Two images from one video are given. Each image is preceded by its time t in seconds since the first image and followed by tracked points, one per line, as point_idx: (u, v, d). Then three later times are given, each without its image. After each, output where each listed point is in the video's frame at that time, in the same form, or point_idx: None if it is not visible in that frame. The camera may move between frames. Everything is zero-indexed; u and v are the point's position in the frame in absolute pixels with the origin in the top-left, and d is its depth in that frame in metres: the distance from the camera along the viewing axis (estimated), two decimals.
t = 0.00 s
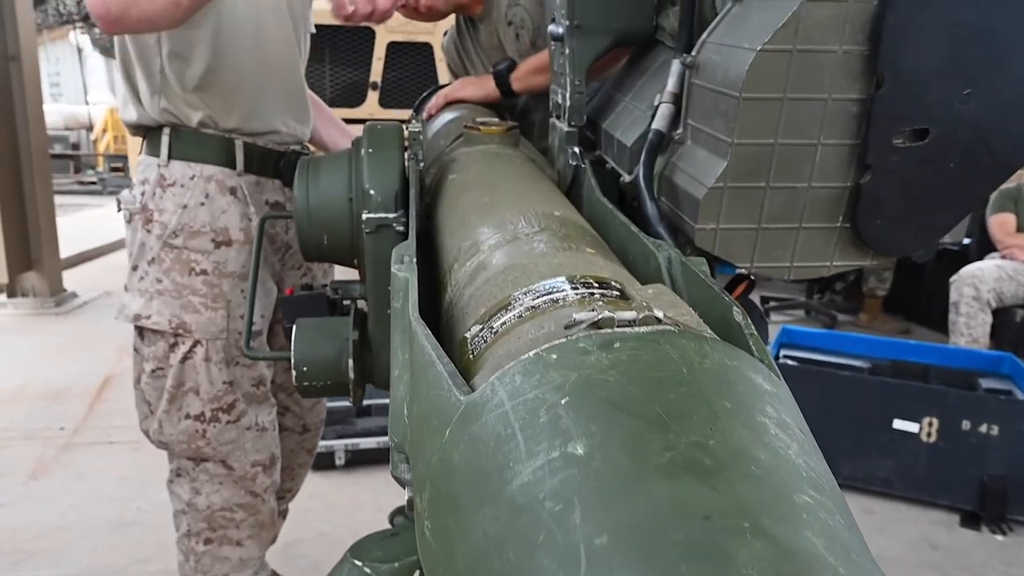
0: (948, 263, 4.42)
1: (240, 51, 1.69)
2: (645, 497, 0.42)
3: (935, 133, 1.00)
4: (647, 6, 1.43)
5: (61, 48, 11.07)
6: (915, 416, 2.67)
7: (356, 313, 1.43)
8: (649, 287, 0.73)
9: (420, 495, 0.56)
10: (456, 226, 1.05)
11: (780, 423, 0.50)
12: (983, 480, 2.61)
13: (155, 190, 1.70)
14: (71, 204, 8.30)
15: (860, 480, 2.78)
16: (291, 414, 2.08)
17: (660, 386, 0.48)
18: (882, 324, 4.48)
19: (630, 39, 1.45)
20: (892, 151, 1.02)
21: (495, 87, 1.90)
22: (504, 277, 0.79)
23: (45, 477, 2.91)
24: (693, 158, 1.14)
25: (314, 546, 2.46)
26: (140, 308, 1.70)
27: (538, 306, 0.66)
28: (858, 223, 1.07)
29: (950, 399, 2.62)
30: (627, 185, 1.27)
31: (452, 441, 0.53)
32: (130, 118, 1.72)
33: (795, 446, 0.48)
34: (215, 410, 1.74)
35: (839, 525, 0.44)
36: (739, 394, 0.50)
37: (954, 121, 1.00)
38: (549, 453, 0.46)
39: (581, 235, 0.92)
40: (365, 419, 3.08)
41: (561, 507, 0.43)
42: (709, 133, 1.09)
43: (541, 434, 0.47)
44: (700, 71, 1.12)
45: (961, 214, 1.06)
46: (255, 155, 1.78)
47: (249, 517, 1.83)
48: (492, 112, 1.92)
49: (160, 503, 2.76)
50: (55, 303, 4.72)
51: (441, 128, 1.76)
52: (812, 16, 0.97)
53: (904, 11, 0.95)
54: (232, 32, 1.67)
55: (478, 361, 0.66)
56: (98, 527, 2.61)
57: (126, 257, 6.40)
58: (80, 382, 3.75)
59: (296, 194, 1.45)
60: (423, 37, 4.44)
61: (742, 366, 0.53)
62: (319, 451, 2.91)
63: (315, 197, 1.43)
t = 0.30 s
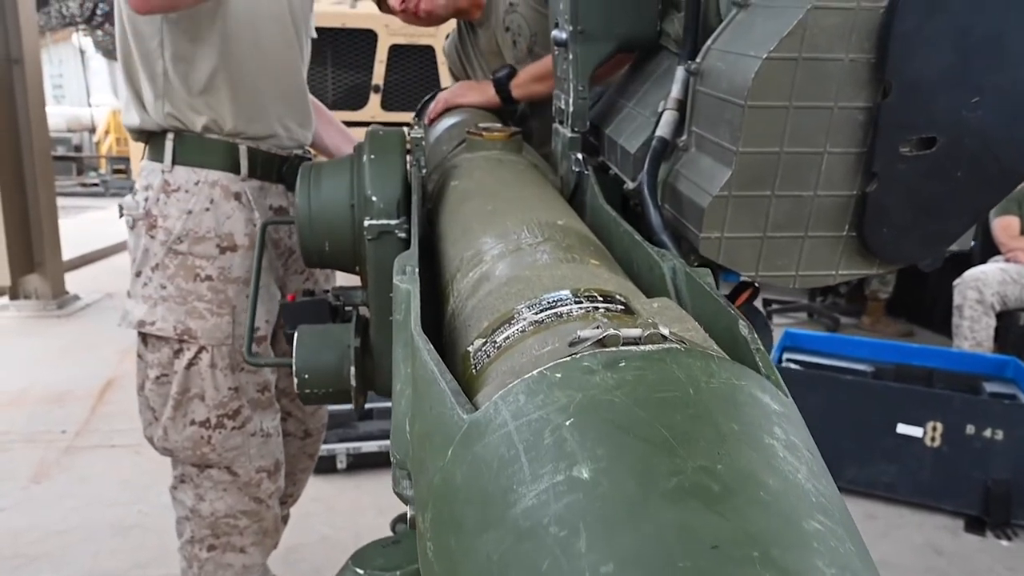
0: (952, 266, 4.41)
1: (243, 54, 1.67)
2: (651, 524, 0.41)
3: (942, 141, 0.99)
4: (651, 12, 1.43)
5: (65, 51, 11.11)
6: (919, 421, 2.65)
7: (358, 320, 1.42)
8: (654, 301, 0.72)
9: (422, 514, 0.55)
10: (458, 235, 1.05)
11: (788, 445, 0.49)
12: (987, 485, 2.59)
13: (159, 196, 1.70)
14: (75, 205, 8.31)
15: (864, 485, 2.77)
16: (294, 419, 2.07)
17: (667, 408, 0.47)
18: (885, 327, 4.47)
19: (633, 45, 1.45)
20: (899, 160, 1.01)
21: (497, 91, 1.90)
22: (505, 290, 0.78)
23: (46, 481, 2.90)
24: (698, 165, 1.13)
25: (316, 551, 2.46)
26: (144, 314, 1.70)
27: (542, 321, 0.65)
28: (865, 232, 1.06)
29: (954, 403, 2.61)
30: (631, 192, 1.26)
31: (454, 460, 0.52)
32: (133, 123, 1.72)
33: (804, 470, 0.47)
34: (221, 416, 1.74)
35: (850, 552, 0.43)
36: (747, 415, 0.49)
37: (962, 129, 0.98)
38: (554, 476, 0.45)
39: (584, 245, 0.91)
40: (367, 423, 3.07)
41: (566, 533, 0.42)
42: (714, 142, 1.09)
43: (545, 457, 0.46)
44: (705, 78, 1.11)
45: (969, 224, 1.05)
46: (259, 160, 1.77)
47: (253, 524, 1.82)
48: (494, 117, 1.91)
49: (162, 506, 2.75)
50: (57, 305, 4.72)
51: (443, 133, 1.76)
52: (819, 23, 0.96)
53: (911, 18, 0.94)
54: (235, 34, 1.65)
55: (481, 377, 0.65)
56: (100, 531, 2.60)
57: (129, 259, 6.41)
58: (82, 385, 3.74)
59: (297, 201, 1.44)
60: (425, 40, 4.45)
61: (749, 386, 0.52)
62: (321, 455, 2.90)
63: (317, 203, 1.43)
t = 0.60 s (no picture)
0: (953, 269, 4.40)
1: (244, 58, 1.67)
2: (659, 549, 0.40)
3: (947, 150, 0.98)
4: (653, 18, 1.42)
5: (65, 53, 11.13)
6: (921, 425, 2.65)
7: (358, 328, 1.41)
8: (659, 313, 0.72)
9: (424, 532, 0.54)
10: (460, 244, 1.04)
11: (797, 465, 0.48)
12: (989, 490, 2.59)
13: (159, 202, 1.70)
14: (75, 207, 8.31)
15: (865, 489, 2.76)
16: (294, 425, 2.06)
17: (674, 428, 0.47)
18: (886, 330, 4.46)
19: (635, 51, 1.44)
20: (903, 168, 1.00)
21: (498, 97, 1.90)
22: (506, 302, 0.77)
23: (46, 485, 2.89)
24: (700, 173, 1.12)
25: (316, 556, 2.45)
26: (144, 320, 1.70)
27: (545, 335, 0.65)
28: (869, 241, 1.05)
29: (955, 408, 2.60)
30: (633, 199, 1.26)
31: (458, 479, 0.51)
32: (133, 128, 1.72)
33: (813, 491, 0.47)
34: (221, 422, 1.73)
35: None
36: (755, 434, 0.48)
37: (967, 138, 0.98)
38: (559, 497, 0.44)
39: (587, 256, 0.91)
40: (368, 428, 3.03)
41: (572, 558, 0.41)
42: (717, 150, 1.08)
43: (550, 478, 0.46)
44: (708, 85, 1.10)
45: (973, 233, 1.04)
46: (261, 165, 1.76)
47: (253, 530, 1.81)
48: (495, 123, 1.91)
49: (162, 511, 2.75)
50: (57, 308, 4.72)
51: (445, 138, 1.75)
52: (823, 32, 0.95)
53: (917, 27, 0.94)
54: (237, 38, 1.65)
55: (484, 391, 0.64)
56: (99, 535, 2.60)
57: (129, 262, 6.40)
58: (82, 388, 3.74)
59: (297, 207, 1.44)
60: (426, 43, 4.45)
61: (757, 404, 0.51)
62: (321, 459, 2.90)
63: (317, 209, 1.42)
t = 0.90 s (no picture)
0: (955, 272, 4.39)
1: (243, 61, 1.66)
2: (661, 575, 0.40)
3: (950, 158, 0.98)
4: (654, 24, 1.41)
5: (67, 55, 11.16)
6: (923, 429, 2.64)
7: (358, 334, 1.41)
8: (660, 326, 0.71)
9: (423, 551, 0.54)
10: (460, 253, 1.04)
11: (800, 485, 0.48)
12: (992, 494, 2.57)
13: (159, 207, 1.70)
14: (77, 209, 8.33)
15: (867, 494, 2.75)
16: (294, 430, 2.05)
17: (676, 448, 0.46)
18: (887, 333, 4.45)
19: (636, 57, 1.44)
20: (906, 177, 1.00)
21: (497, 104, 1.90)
22: (505, 314, 0.77)
23: (46, 488, 2.89)
24: (702, 182, 1.12)
25: (317, 560, 2.44)
26: (144, 326, 1.69)
27: (546, 349, 0.64)
28: (871, 250, 1.04)
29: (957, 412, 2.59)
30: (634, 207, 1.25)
31: (457, 498, 0.51)
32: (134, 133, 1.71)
33: (817, 513, 0.46)
34: (220, 429, 1.73)
35: None
36: (757, 454, 0.48)
37: (970, 147, 0.97)
38: (560, 520, 0.44)
39: (588, 266, 0.90)
40: (368, 430, 3.04)
41: None
42: (718, 158, 1.08)
43: (551, 499, 0.45)
44: (709, 93, 1.10)
45: (977, 241, 1.04)
46: (260, 170, 1.76)
47: (254, 537, 1.80)
48: (496, 128, 1.91)
49: (162, 515, 2.74)
50: (58, 310, 4.73)
51: (446, 143, 1.75)
52: (825, 40, 0.95)
53: (920, 35, 0.93)
54: (239, 42, 1.64)
55: (484, 406, 0.64)
56: (99, 539, 2.59)
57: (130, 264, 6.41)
58: (83, 391, 3.74)
59: (297, 214, 1.43)
60: (427, 47, 4.46)
61: (760, 423, 0.50)
62: (322, 462, 2.89)
63: (317, 216, 1.42)
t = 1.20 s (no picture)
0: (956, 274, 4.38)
1: (243, 63, 1.66)
2: None
3: (954, 167, 0.97)
4: (656, 30, 1.41)
5: (69, 56, 11.17)
6: (925, 433, 2.63)
7: (358, 341, 1.40)
8: (663, 338, 0.71)
9: (424, 569, 0.53)
10: (461, 261, 1.03)
11: (805, 505, 0.47)
12: (994, 499, 2.56)
13: (159, 212, 1.69)
14: (79, 210, 8.34)
15: (869, 498, 2.74)
16: (294, 434, 2.05)
17: (679, 467, 0.46)
18: (889, 336, 4.45)
19: (637, 63, 1.43)
20: (910, 185, 0.99)
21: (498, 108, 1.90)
22: (507, 324, 0.76)
23: (47, 492, 2.89)
24: (704, 189, 1.11)
25: (318, 564, 2.44)
26: (144, 331, 1.69)
27: (547, 362, 0.64)
28: (874, 257, 1.04)
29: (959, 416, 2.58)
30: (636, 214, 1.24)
31: (458, 515, 0.50)
32: (133, 137, 1.70)
33: (822, 534, 0.46)
34: (220, 434, 1.72)
35: None
36: (761, 473, 0.47)
37: (974, 155, 0.97)
38: (562, 541, 0.43)
39: (590, 275, 0.89)
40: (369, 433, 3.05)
41: None
42: (721, 165, 1.07)
43: (553, 519, 0.45)
44: (711, 100, 1.09)
45: (981, 250, 1.03)
46: (261, 174, 1.76)
47: (254, 541, 1.80)
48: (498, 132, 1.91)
49: (163, 518, 2.74)
50: (60, 312, 4.73)
51: (446, 147, 1.75)
52: (828, 48, 0.94)
53: (925, 42, 0.92)
54: (241, 45, 1.64)
55: (485, 419, 0.63)
56: (100, 543, 2.59)
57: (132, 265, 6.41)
58: (85, 393, 3.74)
59: (298, 220, 1.43)
60: (429, 49, 4.46)
61: (764, 441, 0.50)
62: (323, 466, 2.89)
63: (318, 222, 1.41)
